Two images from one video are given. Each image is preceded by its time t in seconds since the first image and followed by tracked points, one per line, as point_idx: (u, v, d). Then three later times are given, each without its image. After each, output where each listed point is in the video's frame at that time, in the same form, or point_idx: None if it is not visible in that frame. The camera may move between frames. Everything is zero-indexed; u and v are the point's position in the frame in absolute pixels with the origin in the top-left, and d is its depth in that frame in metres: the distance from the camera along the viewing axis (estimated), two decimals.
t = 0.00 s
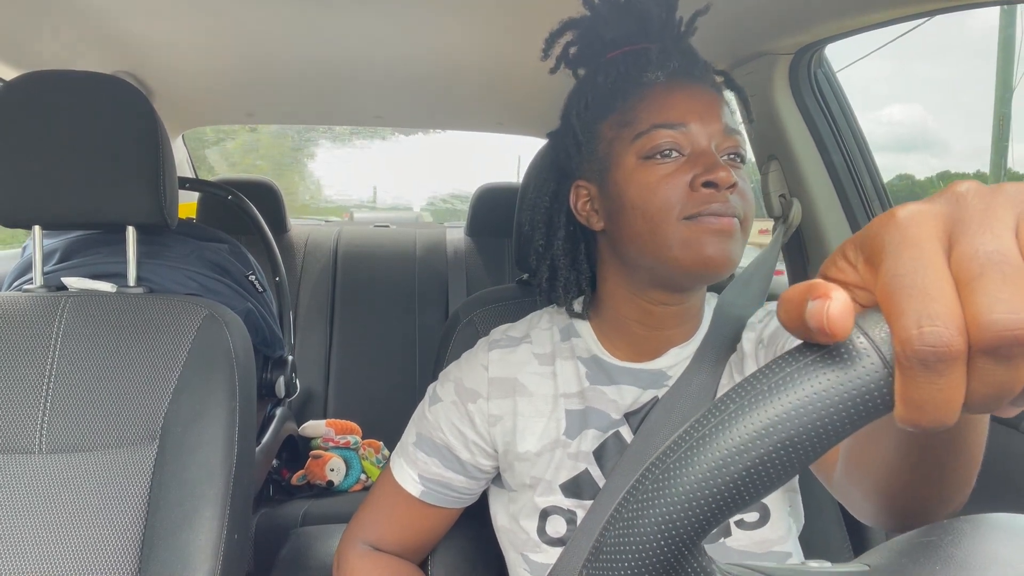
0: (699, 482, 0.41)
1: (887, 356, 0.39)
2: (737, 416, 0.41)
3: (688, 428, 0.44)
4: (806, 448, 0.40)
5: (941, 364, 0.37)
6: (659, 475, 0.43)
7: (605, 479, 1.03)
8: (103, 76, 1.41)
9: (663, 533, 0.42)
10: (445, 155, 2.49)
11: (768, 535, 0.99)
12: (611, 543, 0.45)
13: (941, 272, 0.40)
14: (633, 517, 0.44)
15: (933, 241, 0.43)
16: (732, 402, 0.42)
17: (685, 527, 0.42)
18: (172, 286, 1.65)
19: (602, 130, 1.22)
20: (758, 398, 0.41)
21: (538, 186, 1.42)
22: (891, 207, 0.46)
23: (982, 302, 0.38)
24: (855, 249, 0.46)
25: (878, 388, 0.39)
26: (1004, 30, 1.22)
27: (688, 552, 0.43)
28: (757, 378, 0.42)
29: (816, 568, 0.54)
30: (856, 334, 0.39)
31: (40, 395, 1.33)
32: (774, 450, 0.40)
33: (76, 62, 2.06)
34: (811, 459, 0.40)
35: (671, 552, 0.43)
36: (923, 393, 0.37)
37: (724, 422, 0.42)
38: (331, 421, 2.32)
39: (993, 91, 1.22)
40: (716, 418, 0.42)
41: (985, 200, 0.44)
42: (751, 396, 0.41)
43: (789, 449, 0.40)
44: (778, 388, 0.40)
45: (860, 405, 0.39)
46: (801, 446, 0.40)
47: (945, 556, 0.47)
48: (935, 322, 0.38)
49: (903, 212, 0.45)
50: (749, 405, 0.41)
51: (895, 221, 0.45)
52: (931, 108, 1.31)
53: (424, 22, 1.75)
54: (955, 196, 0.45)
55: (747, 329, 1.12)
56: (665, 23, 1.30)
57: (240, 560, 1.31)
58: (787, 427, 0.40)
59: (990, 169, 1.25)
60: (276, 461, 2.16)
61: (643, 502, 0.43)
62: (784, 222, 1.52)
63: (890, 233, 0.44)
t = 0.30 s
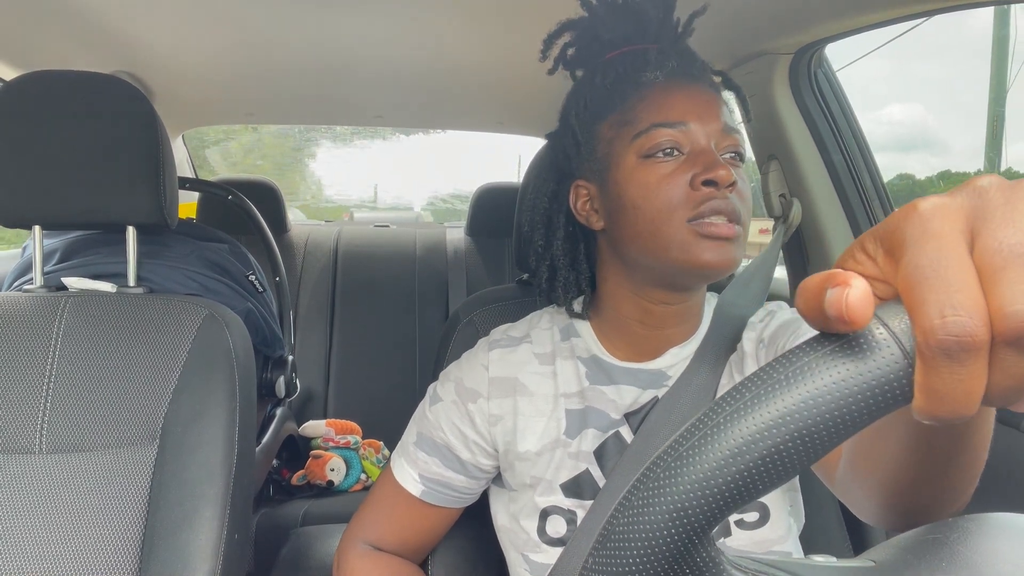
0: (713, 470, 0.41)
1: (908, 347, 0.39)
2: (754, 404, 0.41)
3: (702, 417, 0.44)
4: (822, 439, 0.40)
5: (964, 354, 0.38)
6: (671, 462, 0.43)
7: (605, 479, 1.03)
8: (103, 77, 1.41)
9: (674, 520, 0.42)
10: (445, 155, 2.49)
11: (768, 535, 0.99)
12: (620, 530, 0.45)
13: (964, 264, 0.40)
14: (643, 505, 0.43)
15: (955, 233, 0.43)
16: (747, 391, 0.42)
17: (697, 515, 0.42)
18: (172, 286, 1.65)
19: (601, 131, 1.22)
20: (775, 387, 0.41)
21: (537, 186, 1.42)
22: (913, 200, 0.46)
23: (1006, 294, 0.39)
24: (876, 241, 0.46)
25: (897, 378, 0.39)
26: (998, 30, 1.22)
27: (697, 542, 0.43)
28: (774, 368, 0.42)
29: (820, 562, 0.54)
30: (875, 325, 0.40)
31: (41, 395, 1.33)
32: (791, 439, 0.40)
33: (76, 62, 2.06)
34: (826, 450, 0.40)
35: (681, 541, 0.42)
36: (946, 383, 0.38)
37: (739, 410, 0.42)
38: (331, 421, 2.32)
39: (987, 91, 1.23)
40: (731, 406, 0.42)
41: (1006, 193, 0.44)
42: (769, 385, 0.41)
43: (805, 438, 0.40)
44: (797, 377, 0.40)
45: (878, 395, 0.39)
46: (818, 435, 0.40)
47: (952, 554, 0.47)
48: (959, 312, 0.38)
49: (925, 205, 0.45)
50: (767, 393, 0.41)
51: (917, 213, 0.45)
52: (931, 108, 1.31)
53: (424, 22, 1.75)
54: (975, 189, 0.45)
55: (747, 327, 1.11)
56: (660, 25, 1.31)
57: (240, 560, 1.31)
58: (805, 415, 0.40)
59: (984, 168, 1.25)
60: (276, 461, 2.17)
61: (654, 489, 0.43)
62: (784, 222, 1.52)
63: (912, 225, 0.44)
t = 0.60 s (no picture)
0: (716, 467, 0.41)
1: (912, 346, 0.39)
2: (757, 402, 0.41)
3: (705, 414, 0.44)
4: (825, 438, 0.40)
5: (969, 353, 0.38)
6: (674, 459, 0.43)
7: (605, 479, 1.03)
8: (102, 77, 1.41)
9: (676, 518, 0.42)
10: (445, 155, 2.49)
11: (768, 535, 0.99)
12: (622, 527, 0.45)
13: (969, 263, 0.41)
14: (646, 503, 0.44)
15: (960, 232, 0.43)
16: (751, 388, 0.42)
17: (699, 513, 0.42)
18: (172, 286, 1.65)
19: (604, 130, 1.21)
20: (778, 385, 0.41)
21: (532, 188, 1.42)
22: (917, 200, 0.46)
23: (1010, 293, 0.38)
24: (880, 239, 0.46)
25: (901, 377, 0.39)
26: (991, 34, 1.23)
27: (700, 540, 0.43)
28: (777, 367, 0.42)
29: (820, 560, 0.54)
30: (879, 323, 0.40)
31: (41, 395, 1.33)
32: (794, 438, 0.40)
33: (76, 62, 2.06)
34: (830, 449, 0.40)
35: (684, 538, 0.42)
36: (951, 381, 0.38)
37: (743, 407, 0.42)
38: (331, 421, 2.32)
39: (981, 93, 1.24)
40: (735, 403, 0.42)
41: (1011, 191, 0.44)
42: (772, 383, 0.41)
43: (808, 437, 0.40)
44: (800, 376, 0.40)
45: (882, 394, 0.39)
46: (821, 434, 0.40)
47: (953, 554, 0.47)
48: (964, 311, 0.38)
49: (929, 204, 0.45)
50: (770, 392, 0.41)
51: (922, 212, 0.45)
52: (931, 107, 1.31)
53: (424, 22, 1.75)
54: (980, 188, 0.45)
55: (747, 327, 1.11)
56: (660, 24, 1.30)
57: (240, 560, 1.31)
58: (809, 413, 0.40)
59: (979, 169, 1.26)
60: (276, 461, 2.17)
61: (657, 486, 0.43)
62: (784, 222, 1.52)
63: (916, 224, 0.44)
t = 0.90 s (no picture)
0: (736, 451, 0.41)
1: (940, 335, 0.40)
2: (781, 387, 0.41)
3: (724, 399, 0.44)
4: (847, 425, 0.40)
5: (1001, 341, 0.38)
6: (692, 443, 0.43)
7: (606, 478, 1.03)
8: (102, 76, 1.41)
9: (692, 503, 0.42)
10: (445, 155, 2.49)
11: (768, 534, 0.99)
12: (634, 511, 0.44)
13: (1002, 252, 0.41)
14: (661, 487, 0.43)
15: (994, 221, 0.43)
16: (773, 374, 0.42)
17: (716, 498, 0.41)
18: (172, 287, 1.65)
19: (630, 123, 1.20)
20: (802, 371, 0.41)
21: (537, 183, 1.38)
22: (951, 189, 0.46)
23: None
24: (910, 228, 0.47)
25: (928, 364, 0.39)
26: (985, 37, 1.25)
27: (713, 527, 0.42)
28: (801, 353, 0.42)
29: (828, 553, 0.54)
30: (907, 312, 0.41)
31: (40, 395, 1.33)
32: (816, 423, 0.40)
33: (76, 62, 2.06)
34: (850, 437, 0.41)
35: (698, 524, 0.42)
36: (981, 370, 0.39)
37: (765, 392, 0.42)
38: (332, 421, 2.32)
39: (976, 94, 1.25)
40: (756, 389, 0.42)
41: None
42: (796, 368, 0.42)
43: (830, 423, 0.40)
44: (826, 361, 0.41)
45: (907, 382, 0.39)
46: (844, 420, 0.40)
47: (961, 552, 0.47)
48: (998, 299, 0.39)
49: (963, 193, 0.45)
50: (794, 377, 0.41)
51: (955, 201, 0.45)
52: (934, 106, 1.31)
53: (424, 22, 1.75)
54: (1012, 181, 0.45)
55: (747, 327, 1.13)
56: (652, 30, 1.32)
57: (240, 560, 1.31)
58: (833, 399, 0.40)
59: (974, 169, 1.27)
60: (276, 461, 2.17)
61: (673, 470, 0.43)
62: (784, 221, 1.53)
63: (950, 213, 0.44)
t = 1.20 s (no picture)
0: (743, 446, 0.41)
1: (949, 332, 0.40)
2: (788, 382, 0.41)
3: (731, 394, 0.44)
4: (854, 421, 0.40)
5: (1012, 337, 0.38)
6: (698, 438, 0.43)
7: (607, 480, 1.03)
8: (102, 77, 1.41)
9: (697, 498, 0.42)
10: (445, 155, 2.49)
11: (771, 535, 0.99)
12: (639, 506, 0.44)
13: (1010, 249, 0.41)
14: (666, 481, 0.43)
15: (1000, 218, 0.43)
16: (780, 369, 0.43)
17: (721, 494, 0.41)
18: (172, 287, 1.65)
19: (631, 123, 1.20)
20: (809, 366, 0.41)
21: (536, 184, 1.38)
22: (957, 187, 0.47)
23: None
24: (915, 227, 0.47)
25: (937, 361, 0.40)
26: (980, 39, 1.25)
27: (718, 522, 0.42)
28: (808, 348, 0.43)
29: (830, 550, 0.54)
30: (917, 308, 0.41)
31: (40, 396, 1.33)
32: (823, 419, 0.40)
33: (75, 63, 2.06)
34: (857, 433, 0.41)
35: (704, 519, 0.42)
36: (991, 366, 0.39)
37: (773, 387, 0.42)
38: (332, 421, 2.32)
39: (970, 94, 1.27)
40: (762, 384, 0.42)
41: None
42: (803, 364, 0.42)
43: (837, 420, 0.40)
44: (833, 357, 0.41)
45: (915, 378, 0.39)
46: (851, 417, 0.40)
47: (965, 551, 0.47)
48: (1008, 295, 0.39)
49: (968, 190, 0.45)
50: (801, 372, 0.41)
51: (960, 200, 0.45)
52: (934, 106, 1.32)
53: (424, 22, 1.75)
54: (1017, 179, 0.45)
55: (749, 327, 1.13)
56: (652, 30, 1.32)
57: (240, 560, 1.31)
58: (840, 394, 0.40)
59: (969, 169, 1.28)
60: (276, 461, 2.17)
61: (680, 464, 0.43)
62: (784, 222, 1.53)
63: (957, 210, 0.45)
